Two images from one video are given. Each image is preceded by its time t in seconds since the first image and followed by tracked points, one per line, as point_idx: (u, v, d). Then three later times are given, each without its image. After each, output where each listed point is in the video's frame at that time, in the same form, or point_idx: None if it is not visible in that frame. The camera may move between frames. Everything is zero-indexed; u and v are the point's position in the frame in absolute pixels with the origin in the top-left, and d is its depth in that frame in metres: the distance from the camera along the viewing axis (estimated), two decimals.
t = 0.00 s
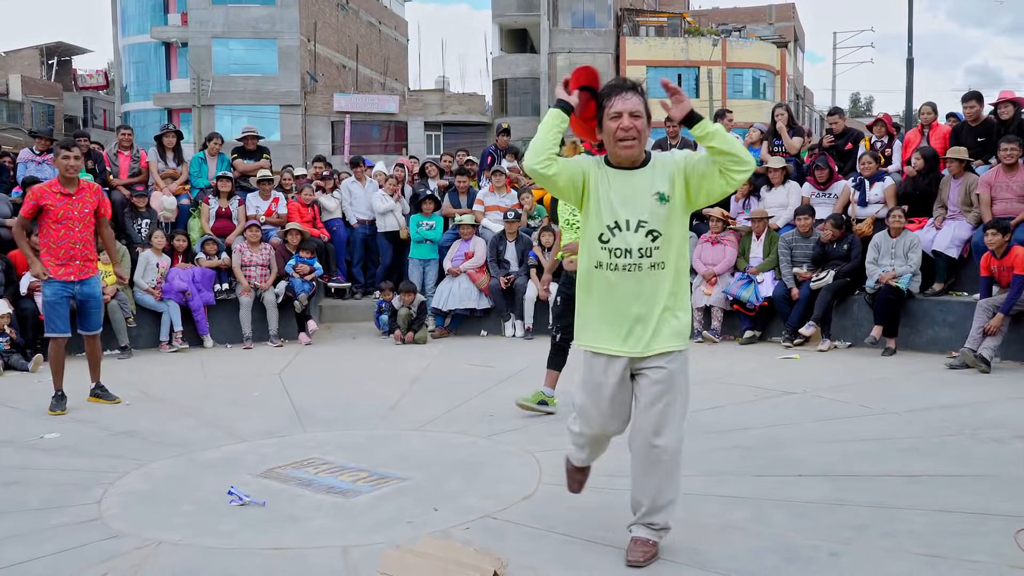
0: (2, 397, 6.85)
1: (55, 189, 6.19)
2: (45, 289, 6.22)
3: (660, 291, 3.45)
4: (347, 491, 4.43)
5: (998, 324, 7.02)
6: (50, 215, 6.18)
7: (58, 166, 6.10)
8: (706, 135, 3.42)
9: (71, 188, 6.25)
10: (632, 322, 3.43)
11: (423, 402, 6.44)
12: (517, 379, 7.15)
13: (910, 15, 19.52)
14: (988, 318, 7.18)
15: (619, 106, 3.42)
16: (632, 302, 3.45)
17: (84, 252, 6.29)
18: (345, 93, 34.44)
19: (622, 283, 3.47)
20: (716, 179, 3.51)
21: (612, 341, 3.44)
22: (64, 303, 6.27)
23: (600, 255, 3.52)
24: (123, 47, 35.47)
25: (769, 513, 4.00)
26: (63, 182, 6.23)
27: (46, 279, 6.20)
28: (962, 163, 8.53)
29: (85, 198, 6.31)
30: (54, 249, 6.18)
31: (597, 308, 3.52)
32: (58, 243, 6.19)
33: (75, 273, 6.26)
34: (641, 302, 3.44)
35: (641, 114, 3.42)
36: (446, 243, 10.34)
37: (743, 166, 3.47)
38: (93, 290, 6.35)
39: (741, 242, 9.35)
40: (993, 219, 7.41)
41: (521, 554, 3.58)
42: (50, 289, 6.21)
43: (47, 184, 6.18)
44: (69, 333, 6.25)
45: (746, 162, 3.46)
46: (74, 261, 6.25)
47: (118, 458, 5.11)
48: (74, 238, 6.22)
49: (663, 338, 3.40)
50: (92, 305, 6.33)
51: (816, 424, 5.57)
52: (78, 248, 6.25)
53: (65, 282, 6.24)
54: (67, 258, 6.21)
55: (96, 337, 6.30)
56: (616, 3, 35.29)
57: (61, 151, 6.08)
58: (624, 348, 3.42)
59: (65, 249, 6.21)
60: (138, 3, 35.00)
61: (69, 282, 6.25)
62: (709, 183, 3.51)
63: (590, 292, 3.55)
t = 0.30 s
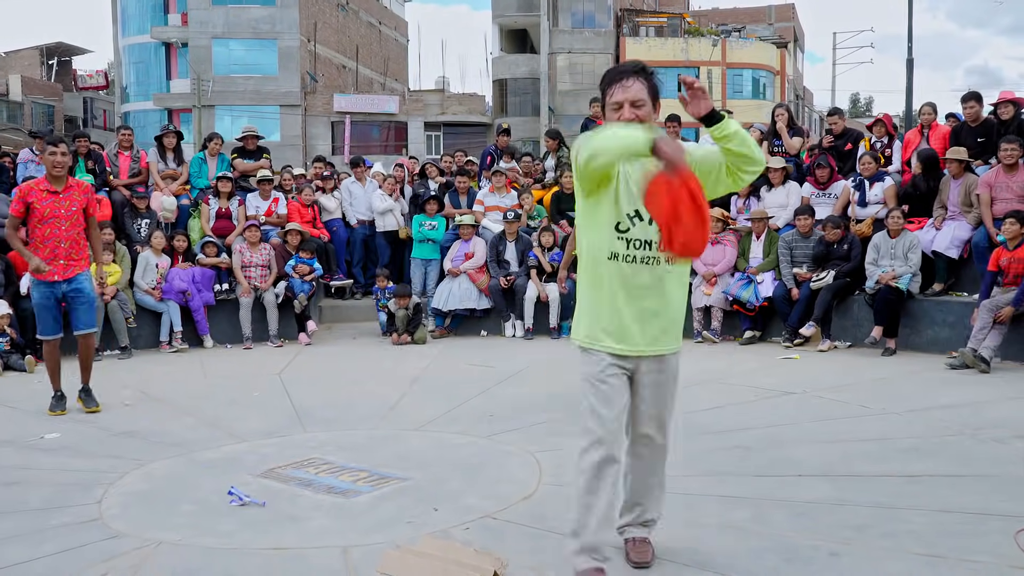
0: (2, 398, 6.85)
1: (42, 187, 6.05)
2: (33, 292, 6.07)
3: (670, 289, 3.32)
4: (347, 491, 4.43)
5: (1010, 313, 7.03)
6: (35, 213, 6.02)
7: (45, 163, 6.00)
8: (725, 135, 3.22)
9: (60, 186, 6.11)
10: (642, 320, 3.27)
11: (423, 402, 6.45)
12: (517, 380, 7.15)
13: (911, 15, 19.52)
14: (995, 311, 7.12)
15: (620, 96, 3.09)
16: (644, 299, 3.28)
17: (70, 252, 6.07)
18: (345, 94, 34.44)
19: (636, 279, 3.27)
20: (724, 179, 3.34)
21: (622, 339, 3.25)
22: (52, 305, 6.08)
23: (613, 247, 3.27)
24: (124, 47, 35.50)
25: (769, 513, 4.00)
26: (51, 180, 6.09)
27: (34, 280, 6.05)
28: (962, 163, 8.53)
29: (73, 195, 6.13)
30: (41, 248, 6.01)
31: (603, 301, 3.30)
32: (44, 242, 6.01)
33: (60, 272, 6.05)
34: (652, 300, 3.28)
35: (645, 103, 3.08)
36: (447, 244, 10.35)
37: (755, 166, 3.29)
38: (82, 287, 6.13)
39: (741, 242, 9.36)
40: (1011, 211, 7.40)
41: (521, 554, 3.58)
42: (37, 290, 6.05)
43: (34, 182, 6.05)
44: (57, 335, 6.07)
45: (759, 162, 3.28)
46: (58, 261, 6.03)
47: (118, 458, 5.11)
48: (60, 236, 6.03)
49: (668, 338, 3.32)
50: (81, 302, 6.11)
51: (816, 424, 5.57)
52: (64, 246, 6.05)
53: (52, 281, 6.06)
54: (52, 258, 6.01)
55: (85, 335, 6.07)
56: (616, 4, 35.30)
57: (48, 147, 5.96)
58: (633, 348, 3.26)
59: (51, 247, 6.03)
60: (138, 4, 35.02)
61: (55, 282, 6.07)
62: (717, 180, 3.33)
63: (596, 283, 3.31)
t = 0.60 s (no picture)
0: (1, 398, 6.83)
1: (41, 188, 6.00)
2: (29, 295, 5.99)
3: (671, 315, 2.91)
4: (346, 492, 4.42)
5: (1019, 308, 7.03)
6: (33, 214, 5.96)
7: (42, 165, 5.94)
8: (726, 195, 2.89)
9: (58, 188, 6.05)
10: (643, 346, 2.87)
11: (424, 403, 6.44)
12: (517, 380, 7.15)
13: (911, 15, 19.54)
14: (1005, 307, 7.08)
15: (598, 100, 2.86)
16: (639, 324, 2.87)
17: (66, 254, 5.97)
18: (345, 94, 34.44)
19: (631, 304, 2.87)
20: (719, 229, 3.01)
21: (619, 371, 2.85)
22: (46, 309, 5.98)
23: (599, 271, 2.87)
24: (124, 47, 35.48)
25: (769, 514, 3.99)
26: (50, 181, 6.04)
27: (29, 283, 5.97)
28: (962, 164, 8.53)
29: (72, 198, 6.09)
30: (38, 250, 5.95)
31: (590, 329, 2.91)
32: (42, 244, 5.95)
33: (56, 276, 5.94)
34: (650, 324, 2.88)
35: (627, 109, 2.85)
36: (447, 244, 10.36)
37: (754, 221, 2.97)
38: (76, 292, 6.01)
39: (741, 243, 9.36)
40: None
41: (521, 555, 3.58)
42: (32, 294, 5.97)
43: (33, 183, 6.00)
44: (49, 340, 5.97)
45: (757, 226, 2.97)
46: (54, 263, 5.93)
47: (118, 459, 5.10)
48: (59, 237, 5.98)
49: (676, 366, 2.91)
50: (72, 308, 5.98)
51: (816, 424, 5.56)
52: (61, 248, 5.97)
53: (46, 285, 5.96)
54: (48, 259, 5.92)
55: (71, 344, 5.92)
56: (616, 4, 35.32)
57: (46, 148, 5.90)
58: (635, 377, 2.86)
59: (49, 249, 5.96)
60: (139, 4, 35.02)
61: (50, 285, 5.97)
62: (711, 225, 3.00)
63: (582, 312, 2.92)
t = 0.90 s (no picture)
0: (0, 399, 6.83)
1: (39, 183, 5.84)
2: (22, 292, 5.88)
3: (639, 320, 2.62)
4: (346, 493, 4.42)
5: None
6: (31, 210, 5.83)
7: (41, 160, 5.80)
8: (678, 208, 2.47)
9: (57, 183, 5.91)
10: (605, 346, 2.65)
11: (424, 403, 6.44)
12: (517, 380, 7.15)
13: (912, 15, 19.54)
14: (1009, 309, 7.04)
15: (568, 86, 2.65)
16: (598, 326, 2.67)
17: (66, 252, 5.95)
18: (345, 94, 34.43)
19: (591, 302, 2.68)
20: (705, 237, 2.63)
21: (581, 372, 2.69)
22: (41, 308, 5.91)
23: (568, 267, 2.76)
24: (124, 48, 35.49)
25: (769, 515, 3.99)
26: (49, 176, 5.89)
27: (24, 281, 5.88)
28: (963, 164, 8.52)
29: (69, 194, 5.96)
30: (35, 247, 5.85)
31: (567, 329, 2.79)
32: (39, 241, 5.85)
33: (54, 275, 5.91)
34: (611, 327, 2.65)
35: (595, 90, 2.57)
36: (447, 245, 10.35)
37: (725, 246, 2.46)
38: (74, 292, 5.99)
39: (741, 244, 9.35)
40: None
41: (522, 555, 3.58)
42: (26, 292, 5.87)
43: (30, 176, 5.83)
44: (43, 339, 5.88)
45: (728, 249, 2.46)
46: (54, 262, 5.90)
47: (117, 460, 5.10)
48: (59, 235, 5.89)
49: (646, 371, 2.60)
50: (71, 309, 5.96)
51: (816, 425, 5.56)
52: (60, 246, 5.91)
53: (43, 283, 5.90)
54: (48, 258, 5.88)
55: (71, 345, 5.90)
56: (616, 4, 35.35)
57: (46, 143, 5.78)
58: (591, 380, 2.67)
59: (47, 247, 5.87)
60: (139, 5, 35.02)
61: (47, 284, 5.91)
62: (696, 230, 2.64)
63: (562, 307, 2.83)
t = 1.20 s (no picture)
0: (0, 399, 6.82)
1: (26, 182, 5.77)
2: (12, 295, 5.79)
3: (576, 331, 2.72)
4: (346, 493, 4.42)
5: None
6: (20, 210, 5.73)
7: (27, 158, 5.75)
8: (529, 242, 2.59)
9: (43, 182, 5.86)
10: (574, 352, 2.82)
11: (424, 403, 6.45)
12: (517, 381, 7.15)
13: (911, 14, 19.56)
14: (1009, 314, 7.10)
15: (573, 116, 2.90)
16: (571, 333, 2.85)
17: (56, 252, 5.89)
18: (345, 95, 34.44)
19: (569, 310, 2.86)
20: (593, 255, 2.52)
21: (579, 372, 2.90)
22: (32, 311, 5.83)
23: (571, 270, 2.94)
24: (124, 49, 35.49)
25: (769, 516, 3.99)
26: (34, 175, 5.83)
27: (14, 284, 5.79)
28: (962, 165, 8.54)
29: (57, 192, 5.90)
30: (26, 248, 5.76)
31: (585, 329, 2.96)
32: (30, 241, 5.77)
33: (47, 276, 5.85)
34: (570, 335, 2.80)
35: (541, 115, 2.68)
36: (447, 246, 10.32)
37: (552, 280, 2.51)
38: (65, 293, 5.94)
39: (741, 244, 9.35)
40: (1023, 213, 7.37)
41: (521, 555, 3.59)
42: (17, 294, 5.79)
43: (16, 176, 5.76)
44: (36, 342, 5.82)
45: (551, 282, 2.51)
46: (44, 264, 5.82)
47: (117, 460, 5.10)
48: (49, 235, 5.82)
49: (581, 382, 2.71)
50: (64, 310, 5.91)
51: (816, 426, 5.56)
52: (51, 246, 5.86)
53: (35, 285, 5.84)
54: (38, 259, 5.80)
55: (66, 347, 5.90)
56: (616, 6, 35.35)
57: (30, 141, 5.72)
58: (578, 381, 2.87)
59: (38, 247, 5.80)
60: (139, 6, 35.02)
61: (39, 286, 5.85)
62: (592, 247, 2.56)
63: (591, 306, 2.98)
